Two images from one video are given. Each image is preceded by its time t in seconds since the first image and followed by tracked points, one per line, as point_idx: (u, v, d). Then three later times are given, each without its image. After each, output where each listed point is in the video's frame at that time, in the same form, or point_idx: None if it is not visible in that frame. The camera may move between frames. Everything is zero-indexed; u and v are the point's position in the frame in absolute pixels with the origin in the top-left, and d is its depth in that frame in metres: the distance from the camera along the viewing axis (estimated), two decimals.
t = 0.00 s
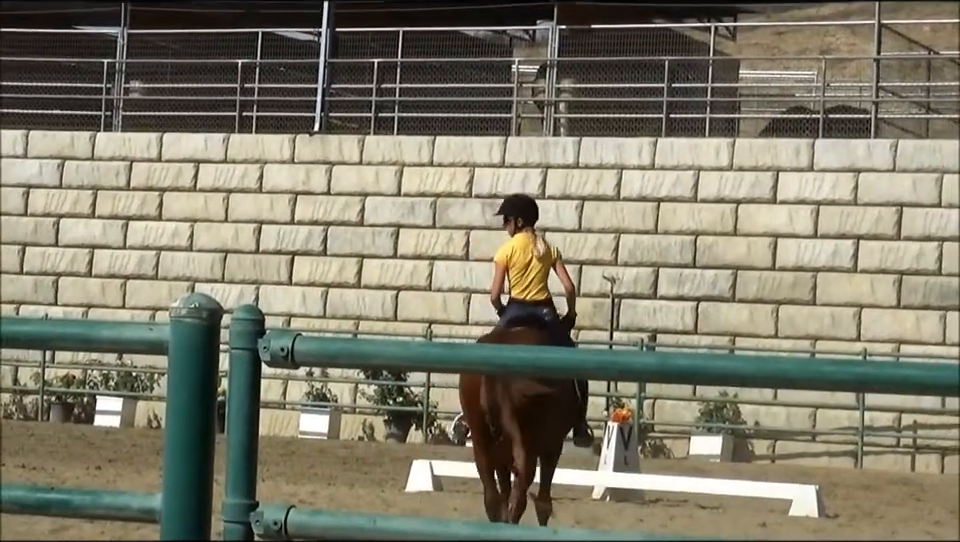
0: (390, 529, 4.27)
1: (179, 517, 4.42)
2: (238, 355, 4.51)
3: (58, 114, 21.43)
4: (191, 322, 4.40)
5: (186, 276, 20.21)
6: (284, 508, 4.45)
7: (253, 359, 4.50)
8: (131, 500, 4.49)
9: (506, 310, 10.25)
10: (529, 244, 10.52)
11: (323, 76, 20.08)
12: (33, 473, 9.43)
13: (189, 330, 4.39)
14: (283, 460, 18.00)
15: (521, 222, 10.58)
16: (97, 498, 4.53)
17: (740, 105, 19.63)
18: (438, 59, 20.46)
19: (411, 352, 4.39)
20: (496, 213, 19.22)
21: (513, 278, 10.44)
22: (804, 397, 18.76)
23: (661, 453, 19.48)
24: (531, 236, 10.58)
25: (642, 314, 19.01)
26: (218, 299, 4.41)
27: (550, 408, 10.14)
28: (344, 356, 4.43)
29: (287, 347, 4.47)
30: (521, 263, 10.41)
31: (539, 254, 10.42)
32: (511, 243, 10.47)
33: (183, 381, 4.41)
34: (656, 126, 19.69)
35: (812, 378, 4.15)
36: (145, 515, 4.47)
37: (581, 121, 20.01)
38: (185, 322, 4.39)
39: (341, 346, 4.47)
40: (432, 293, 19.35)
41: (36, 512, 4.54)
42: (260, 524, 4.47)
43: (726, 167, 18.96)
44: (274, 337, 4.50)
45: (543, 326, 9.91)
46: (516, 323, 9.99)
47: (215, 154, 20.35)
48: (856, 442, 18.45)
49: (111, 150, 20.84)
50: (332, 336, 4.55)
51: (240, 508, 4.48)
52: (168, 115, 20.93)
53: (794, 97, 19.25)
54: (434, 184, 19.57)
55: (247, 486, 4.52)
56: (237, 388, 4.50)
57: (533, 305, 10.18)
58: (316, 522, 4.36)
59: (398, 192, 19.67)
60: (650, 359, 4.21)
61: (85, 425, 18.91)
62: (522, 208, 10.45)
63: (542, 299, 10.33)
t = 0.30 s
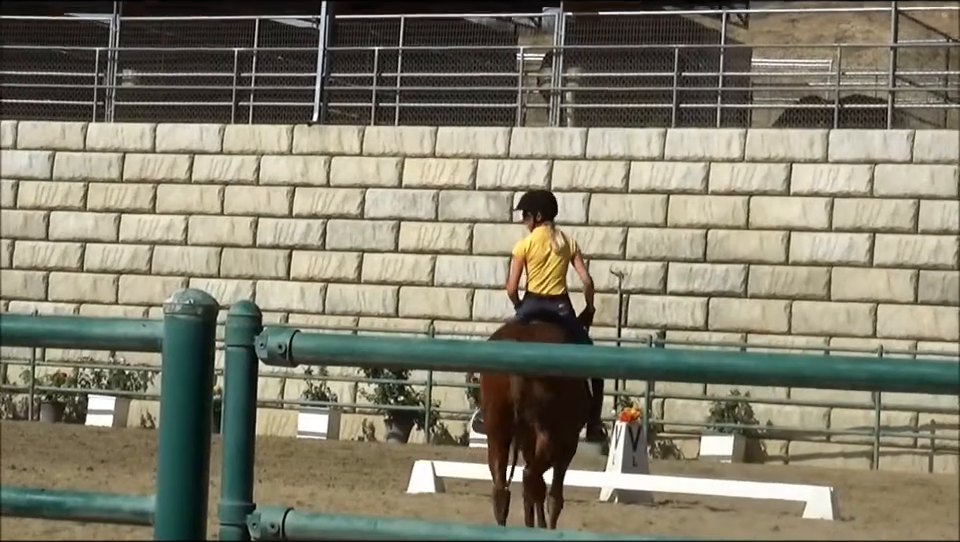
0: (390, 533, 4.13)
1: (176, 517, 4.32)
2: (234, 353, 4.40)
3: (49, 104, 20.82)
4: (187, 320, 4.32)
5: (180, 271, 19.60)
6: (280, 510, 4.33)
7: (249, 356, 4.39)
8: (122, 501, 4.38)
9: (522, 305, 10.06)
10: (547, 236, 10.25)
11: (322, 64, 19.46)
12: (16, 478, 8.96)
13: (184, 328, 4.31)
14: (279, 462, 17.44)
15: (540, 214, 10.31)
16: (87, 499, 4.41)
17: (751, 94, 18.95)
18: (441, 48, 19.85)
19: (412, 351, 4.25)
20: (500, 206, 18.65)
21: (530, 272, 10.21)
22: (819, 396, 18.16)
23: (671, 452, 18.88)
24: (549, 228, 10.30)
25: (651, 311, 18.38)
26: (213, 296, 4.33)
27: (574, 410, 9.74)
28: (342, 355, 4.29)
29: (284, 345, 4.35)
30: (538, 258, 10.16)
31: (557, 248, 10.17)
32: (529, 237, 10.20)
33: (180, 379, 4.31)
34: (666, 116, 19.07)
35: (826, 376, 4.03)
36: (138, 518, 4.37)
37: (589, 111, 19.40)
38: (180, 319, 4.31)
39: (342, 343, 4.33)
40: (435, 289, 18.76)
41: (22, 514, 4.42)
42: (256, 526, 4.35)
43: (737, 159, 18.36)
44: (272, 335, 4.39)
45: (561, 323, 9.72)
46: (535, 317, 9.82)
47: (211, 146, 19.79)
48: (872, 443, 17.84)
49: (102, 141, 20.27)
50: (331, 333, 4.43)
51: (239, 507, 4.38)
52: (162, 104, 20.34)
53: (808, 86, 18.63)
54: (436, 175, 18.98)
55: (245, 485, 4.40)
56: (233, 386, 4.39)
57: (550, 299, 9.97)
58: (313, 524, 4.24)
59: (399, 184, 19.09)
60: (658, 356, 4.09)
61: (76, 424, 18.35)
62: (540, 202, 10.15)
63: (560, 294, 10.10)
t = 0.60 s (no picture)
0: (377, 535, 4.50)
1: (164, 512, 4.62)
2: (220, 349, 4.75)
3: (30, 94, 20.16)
4: (172, 316, 4.64)
5: (165, 267, 19.05)
6: (265, 513, 4.71)
7: (235, 355, 4.73)
8: (107, 505, 4.75)
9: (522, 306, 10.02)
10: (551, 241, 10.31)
11: (311, 52, 18.81)
12: None
13: (168, 326, 4.63)
14: (266, 465, 16.89)
15: (542, 219, 10.36)
16: (72, 503, 4.78)
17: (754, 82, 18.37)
18: (434, 36, 19.23)
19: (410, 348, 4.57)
20: (495, 199, 18.08)
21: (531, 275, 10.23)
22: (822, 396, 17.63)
23: (671, 452, 18.35)
24: (552, 235, 10.34)
25: (651, 308, 17.87)
26: (198, 295, 4.67)
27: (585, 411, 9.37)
28: (329, 352, 4.62)
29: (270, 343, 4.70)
30: (540, 260, 10.19)
31: (561, 251, 10.23)
32: (532, 240, 10.27)
33: (168, 377, 4.63)
34: (666, 107, 18.49)
35: (829, 375, 4.33)
36: (121, 521, 4.72)
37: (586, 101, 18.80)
38: (166, 316, 4.63)
39: (326, 342, 4.66)
40: (427, 285, 18.23)
41: (12, 516, 4.82)
42: (243, 529, 4.72)
43: (739, 150, 17.79)
44: (256, 334, 4.76)
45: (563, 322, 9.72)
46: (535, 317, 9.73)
47: (196, 138, 19.16)
48: (878, 443, 17.32)
49: (84, 132, 19.62)
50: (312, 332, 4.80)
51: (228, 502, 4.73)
52: (145, 94, 19.74)
53: (811, 76, 18.10)
54: (429, 167, 18.40)
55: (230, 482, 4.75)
56: (218, 386, 4.74)
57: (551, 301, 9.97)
58: (304, 526, 4.64)
59: (391, 176, 18.50)
60: (659, 355, 4.37)
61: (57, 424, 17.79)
62: (546, 205, 10.27)
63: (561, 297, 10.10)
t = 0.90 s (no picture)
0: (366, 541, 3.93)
1: (135, 524, 4.04)
2: (199, 349, 4.17)
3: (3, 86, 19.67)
4: (147, 315, 4.05)
5: (142, 264, 18.45)
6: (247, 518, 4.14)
7: (216, 355, 4.16)
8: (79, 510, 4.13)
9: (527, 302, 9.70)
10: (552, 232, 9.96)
11: (293, 42, 18.15)
12: None
13: (145, 325, 4.04)
14: (245, 467, 16.33)
15: (543, 209, 10.02)
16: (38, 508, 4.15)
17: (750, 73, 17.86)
18: (421, 25, 18.66)
19: (390, 345, 4.01)
20: (482, 194, 17.57)
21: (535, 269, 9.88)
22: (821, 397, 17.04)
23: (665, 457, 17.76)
24: (554, 226, 10.01)
25: (644, 306, 17.30)
26: (178, 292, 4.06)
27: (582, 404, 9.64)
28: (315, 352, 4.05)
29: (252, 341, 4.13)
30: (542, 252, 9.85)
31: (564, 243, 9.88)
32: (533, 233, 9.92)
33: (141, 380, 4.04)
34: (660, 99, 17.94)
35: (832, 375, 3.84)
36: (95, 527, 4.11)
37: (577, 93, 18.23)
38: (141, 314, 4.04)
39: (317, 338, 4.10)
40: (413, 282, 17.69)
41: None
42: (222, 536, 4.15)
43: (735, 144, 17.24)
44: (238, 331, 4.17)
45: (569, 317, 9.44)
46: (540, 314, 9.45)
47: (174, 131, 18.57)
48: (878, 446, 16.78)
49: (58, 124, 19.02)
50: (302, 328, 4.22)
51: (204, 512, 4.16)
52: (121, 85, 19.16)
53: (810, 67, 17.55)
54: (414, 161, 17.83)
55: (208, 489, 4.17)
56: (199, 386, 4.16)
57: (556, 295, 9.65)
58: (287, 532, 4.09)
59: (375, 170, 17.94)
60: (652, 354, 3.86)
61: (29, 425, 17.25)
62: (545, 196, 9.92)
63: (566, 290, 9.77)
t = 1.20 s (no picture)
0: None
1: (118, 521, 3.90)
2: (178, 347, 3.99)
3: None
4: (125, 312, 3.89)
5: (118, 259, 17.91)
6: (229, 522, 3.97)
7: (193, 354, 3.97)
8: (56, 513, 3.99)
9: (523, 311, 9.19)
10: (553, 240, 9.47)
11: (274, 29, 17.58)
12: None
13: (119, 324, 3.89)
14: (225, 470, 15.77)
15: (543, 216, 9.53)
16: (15, 512, 4.01)
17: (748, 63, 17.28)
18: (407, 12, 18.07)
19: (375, 344, 3.81)
20: (470, 187, 17.02)
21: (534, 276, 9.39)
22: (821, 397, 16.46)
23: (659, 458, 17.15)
24: (555, 232, 9.52)
25: (637, 303, 16.74)
26: (154, 287, 3.91)
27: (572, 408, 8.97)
28: (293, 351, 3.88)
29: (232, 339, 3.95)
30: (542, 259, 9.37)
31: (564, 251, 9.39)
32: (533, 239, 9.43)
33: (120, 379, 3.88)
34: (654, 89, 17.37)
35: (831, 375, 3.65)
36: (70, 531, 3.97)
37: (567, 82, 17.66)
38: (117, 311, 3.89)
39: (299, 336, 3.91)
40: (398, 278, 17.16)
41: None
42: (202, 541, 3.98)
43: (731, 135, 16.69)
44: (218, 328, 3.99)
45: (567, 329, 8.92)
46: (537, 324, 8.94)
47: (152, 122, 18.00)
48: (880, 447, 16.23)
49: (32, 116, 18.46)
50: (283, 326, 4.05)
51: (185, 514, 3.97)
52: (96, 75, 18.55)
53: (808, 55, 17.00)
54: (400, 153, 17.28)
55: (190, 492, 3.99)
56: (176, 387, 3.98)
57: (556, 305, 9.13)
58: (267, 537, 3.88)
59: (360, 162, 17.37)
60: (647, 353, 3.69)
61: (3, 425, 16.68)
62: (546, 200, 9.44)
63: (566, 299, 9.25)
